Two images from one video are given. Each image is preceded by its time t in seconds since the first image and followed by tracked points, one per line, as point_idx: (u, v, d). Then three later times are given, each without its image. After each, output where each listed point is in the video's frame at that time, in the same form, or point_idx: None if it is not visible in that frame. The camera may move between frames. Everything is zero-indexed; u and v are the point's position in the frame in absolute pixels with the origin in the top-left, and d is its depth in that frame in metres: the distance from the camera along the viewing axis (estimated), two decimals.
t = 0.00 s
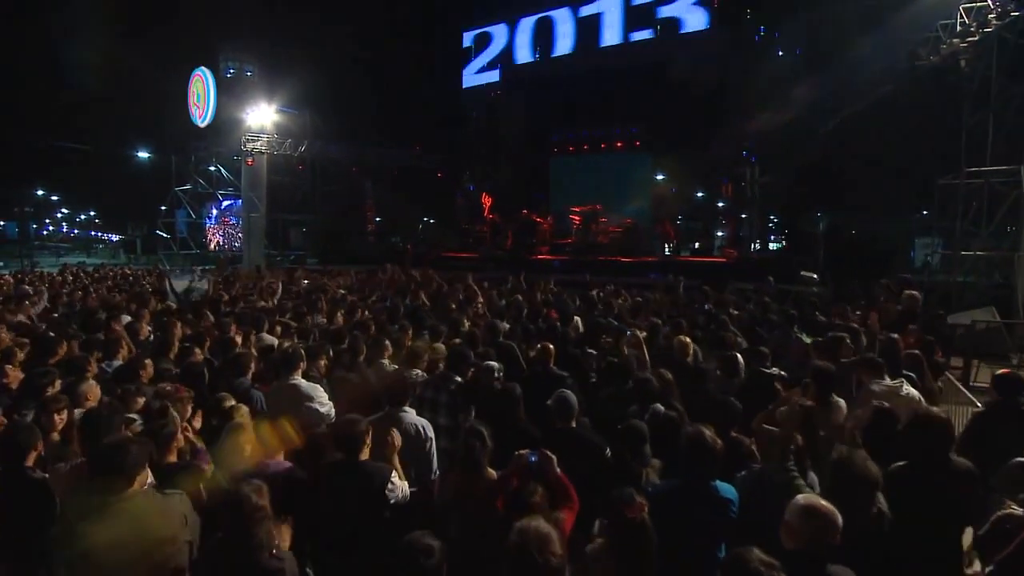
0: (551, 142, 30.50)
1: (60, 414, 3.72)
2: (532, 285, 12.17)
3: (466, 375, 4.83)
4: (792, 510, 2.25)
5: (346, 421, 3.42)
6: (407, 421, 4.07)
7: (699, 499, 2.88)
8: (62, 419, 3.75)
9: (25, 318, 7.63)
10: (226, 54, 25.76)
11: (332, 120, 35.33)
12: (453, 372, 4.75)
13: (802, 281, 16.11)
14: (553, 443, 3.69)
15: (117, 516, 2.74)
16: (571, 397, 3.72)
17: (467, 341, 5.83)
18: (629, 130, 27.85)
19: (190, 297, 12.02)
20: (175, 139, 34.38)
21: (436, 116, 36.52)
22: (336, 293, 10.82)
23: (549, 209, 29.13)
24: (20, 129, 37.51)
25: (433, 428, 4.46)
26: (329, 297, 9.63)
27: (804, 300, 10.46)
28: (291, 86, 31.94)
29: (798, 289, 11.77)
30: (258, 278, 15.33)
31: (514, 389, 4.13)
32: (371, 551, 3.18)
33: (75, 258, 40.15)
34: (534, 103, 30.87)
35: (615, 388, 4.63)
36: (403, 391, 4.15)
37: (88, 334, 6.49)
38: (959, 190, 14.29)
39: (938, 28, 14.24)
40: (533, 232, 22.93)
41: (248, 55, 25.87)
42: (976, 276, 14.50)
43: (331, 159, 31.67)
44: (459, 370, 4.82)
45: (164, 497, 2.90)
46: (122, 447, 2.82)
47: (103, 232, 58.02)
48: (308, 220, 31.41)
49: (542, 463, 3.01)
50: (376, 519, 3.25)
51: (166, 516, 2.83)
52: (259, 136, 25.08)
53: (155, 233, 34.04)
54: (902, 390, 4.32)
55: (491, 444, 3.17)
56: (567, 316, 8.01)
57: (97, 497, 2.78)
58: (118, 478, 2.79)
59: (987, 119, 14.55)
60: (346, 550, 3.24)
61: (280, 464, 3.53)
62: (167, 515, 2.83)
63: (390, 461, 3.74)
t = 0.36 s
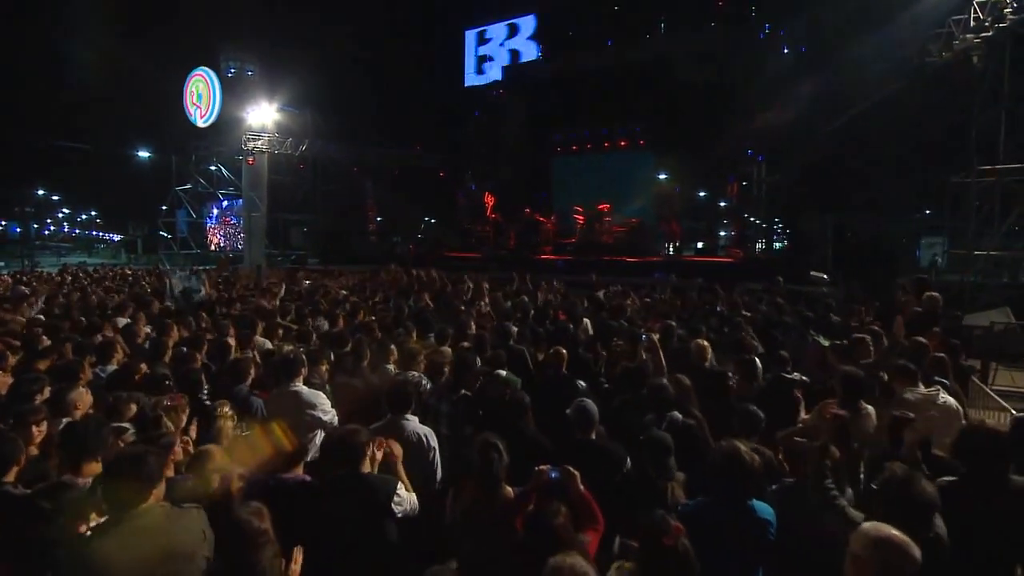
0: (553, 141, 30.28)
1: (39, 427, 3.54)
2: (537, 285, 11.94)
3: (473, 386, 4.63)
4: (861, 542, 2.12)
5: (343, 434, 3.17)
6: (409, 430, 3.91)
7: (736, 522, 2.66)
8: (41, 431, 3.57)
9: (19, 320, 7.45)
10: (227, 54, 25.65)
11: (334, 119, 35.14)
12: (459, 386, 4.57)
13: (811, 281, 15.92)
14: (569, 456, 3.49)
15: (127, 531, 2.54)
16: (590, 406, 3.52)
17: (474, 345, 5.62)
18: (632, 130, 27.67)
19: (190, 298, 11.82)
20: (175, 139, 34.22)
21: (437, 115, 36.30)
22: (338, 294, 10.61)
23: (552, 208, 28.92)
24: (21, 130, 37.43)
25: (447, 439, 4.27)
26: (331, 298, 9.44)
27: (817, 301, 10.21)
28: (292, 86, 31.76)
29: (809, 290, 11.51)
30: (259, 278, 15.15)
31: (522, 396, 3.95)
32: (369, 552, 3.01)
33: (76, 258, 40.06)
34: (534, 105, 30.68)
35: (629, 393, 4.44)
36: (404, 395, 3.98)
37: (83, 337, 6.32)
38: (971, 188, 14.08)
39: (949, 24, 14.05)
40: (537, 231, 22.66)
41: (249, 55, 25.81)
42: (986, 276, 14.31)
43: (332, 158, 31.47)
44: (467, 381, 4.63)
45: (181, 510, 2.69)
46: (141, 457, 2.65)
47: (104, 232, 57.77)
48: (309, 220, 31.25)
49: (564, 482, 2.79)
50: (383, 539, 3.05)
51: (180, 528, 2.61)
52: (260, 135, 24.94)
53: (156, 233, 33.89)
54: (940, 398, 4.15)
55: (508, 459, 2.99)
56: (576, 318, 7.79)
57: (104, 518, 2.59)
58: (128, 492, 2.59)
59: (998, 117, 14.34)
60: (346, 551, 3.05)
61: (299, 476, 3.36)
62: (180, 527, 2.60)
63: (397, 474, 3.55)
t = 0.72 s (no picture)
0: (557, 140, 29.97)
1: (19, 443, 3.35)
2: (545, 286, 11.70)
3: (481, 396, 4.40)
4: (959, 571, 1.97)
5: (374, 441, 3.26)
6: (400, 437, 4.04)
7: (781, 548, 2.42)
8: (22, 447, 3.38)
9: (10, 323, 7.22)
10: (227, 54, 25.32)
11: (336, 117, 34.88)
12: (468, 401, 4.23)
13: (822, 282, 15.72)
14: (592, 473, 3.31)
15: (154, 541, 2.63)
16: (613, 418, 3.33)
17: (483, 349, 5.42)
18: (635, 128, 27.48)
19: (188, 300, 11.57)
20: (175, 138, 33.93)
21: (440, 114, 35.97)
22: (341, 295, 10.42)
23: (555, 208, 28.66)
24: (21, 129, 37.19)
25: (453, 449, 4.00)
26: (332, 300, 9.19)
27: (833, 303, 9.95)
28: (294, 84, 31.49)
29: (823, 291, 11.26)
30: (262, 279, 14.97)
31: (530, 408, 3.75)
32: (372, 552, 3.09)
33: (77, 258, 39.80)
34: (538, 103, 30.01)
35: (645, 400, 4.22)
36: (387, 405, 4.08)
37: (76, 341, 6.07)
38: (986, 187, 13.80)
39: (966, 18, 13.75)
40: (541, 231, 22.35)
41: (250, 54, 25.49)
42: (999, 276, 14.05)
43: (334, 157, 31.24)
44: (472, 395, 4.35)
45: (212, 521, 2.80)
46: (168, 466, 2.75)
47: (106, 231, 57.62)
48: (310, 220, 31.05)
49: (590, 503, 2.57)
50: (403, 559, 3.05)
51: (206, 539, 2.71)
52: (260, 133, 24.87)
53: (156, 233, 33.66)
54: (982, 408, 3.88)
55: (527, 474, 2.77)
56: (587, 319, 7.59)
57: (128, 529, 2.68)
58: (149, 500, 2.70)
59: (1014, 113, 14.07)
60: (345, 549, 3.14)
61: (293, 486, 3.23)
62: (208, 536, 2.72)
63: (413, 486, 3.46)
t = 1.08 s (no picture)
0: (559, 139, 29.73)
1: None
2: (551, 287, 11.42)
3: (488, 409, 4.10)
4: None
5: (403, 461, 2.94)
6: (399, 447, 3.61)
7: None
8: None
9: None
10: (227, 53, 25.13)
11: (336, 117, 34.48)
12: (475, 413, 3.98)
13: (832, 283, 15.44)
14: (618, 490, 3.01)
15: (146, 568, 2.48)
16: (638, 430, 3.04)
17: (489, 354, 5.16)
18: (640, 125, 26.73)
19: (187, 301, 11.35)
20: (175, 137, 33.69)
21: (441, 112, 35.61)
22: (342, 296, 10.17)
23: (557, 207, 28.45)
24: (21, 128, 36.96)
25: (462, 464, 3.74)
26: (333, 300, 8.97)
27: (850, 305, 9.63)
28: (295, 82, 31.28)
29: (837, 291, 10.96)
30: (264, 279, 14.75)
31: (554, 418, 3.47)
32: (372, 551, 2.86)
33: (76, 258, 39.57)
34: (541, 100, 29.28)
35: (663, 407, 4.03)
36: (386, 412, 3.68)
37: (63, 345, 5.76)
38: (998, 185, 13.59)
39: (978, 12, 13.53)
40: (543, 230, 22.07)
41: (251, 53, 25.25)
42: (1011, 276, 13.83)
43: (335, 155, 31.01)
44: (476, 407, 4.03)
45: (209, 539, 2.70)
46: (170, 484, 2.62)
47: (108, 231, 57.42)
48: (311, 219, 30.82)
49: (619, 528, 2.36)
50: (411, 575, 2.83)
51: (209, 565, 2.60)
52: (260, 132, 24.70)
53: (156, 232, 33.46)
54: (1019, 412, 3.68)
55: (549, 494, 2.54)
56: (595, 321, 7.27)
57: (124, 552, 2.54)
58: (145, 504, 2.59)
59: None
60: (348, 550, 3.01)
61: (280, 495, 3.12)
62: (212, 562, 2.59)
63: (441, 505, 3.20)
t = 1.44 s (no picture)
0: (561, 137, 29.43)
1: None
2: (557, 287, 11.19)
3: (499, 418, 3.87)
4: None
5: (413, 478, 2.70)
6: (420, 462, 3.40)
7: None
8: None
9: None
10: (227, 51, 24.80)
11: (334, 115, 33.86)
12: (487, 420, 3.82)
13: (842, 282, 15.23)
14: (645, 508, 2.82)
15: None
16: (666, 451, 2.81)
17: (494, 358, 4.96)
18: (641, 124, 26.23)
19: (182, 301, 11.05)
20: (173, 136, 33.41)
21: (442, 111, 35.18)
22: (342, 297, 9.96)
23: (559, 207, 28.25)
24: (18, 127, 36.63)
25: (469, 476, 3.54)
26: (334, 301, 8.75)
27: (863, 306, 9.41)
28: (296, 80, 31.01)
29: (848, 292, 10.75)
30: (266, 279, 14.58)
31: (585, 429, 3.20)
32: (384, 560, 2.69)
33: (75, 258, 39.29)
34: (542, 100, 29.34)
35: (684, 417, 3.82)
36: (406, 420, 3.44)
37: (52, 349, 5.51)
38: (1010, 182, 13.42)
39: (989, 7, 13.34)
40: (546, 229, 21.71)
41: (250, 52, 24.99)
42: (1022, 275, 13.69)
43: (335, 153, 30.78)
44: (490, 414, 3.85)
45: (209, 574, 2.55)
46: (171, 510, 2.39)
47: (109, 232, 57.26)
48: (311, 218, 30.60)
49: (654, 559, 2.16)
50: None
51: None
52: (260, 130, 24.44)
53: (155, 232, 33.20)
54: None
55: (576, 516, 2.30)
56: (603, 323, 7.05)
57: None
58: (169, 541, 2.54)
59: None
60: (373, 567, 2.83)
61: (288, 514, 2.86)
62: None
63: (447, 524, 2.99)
